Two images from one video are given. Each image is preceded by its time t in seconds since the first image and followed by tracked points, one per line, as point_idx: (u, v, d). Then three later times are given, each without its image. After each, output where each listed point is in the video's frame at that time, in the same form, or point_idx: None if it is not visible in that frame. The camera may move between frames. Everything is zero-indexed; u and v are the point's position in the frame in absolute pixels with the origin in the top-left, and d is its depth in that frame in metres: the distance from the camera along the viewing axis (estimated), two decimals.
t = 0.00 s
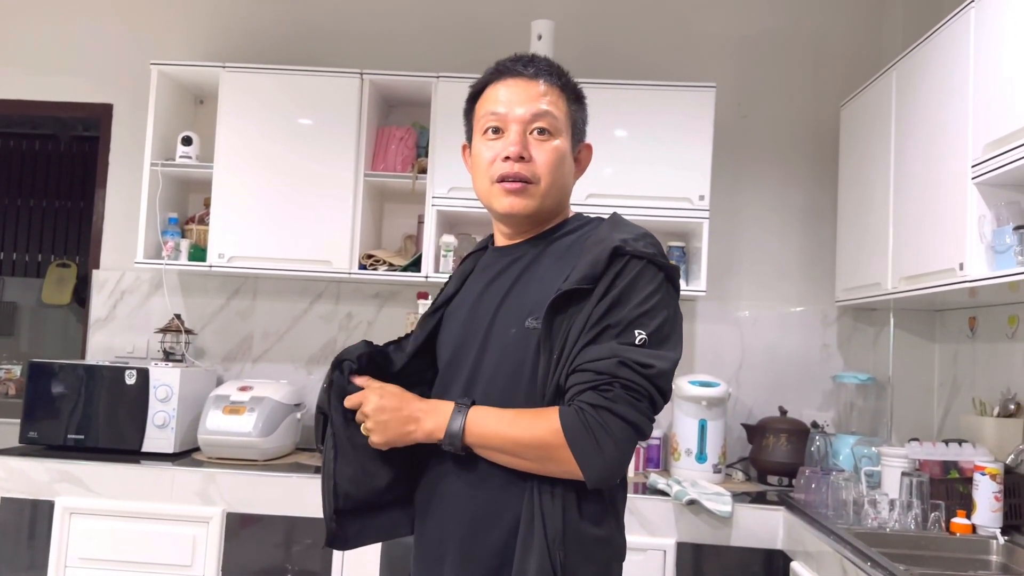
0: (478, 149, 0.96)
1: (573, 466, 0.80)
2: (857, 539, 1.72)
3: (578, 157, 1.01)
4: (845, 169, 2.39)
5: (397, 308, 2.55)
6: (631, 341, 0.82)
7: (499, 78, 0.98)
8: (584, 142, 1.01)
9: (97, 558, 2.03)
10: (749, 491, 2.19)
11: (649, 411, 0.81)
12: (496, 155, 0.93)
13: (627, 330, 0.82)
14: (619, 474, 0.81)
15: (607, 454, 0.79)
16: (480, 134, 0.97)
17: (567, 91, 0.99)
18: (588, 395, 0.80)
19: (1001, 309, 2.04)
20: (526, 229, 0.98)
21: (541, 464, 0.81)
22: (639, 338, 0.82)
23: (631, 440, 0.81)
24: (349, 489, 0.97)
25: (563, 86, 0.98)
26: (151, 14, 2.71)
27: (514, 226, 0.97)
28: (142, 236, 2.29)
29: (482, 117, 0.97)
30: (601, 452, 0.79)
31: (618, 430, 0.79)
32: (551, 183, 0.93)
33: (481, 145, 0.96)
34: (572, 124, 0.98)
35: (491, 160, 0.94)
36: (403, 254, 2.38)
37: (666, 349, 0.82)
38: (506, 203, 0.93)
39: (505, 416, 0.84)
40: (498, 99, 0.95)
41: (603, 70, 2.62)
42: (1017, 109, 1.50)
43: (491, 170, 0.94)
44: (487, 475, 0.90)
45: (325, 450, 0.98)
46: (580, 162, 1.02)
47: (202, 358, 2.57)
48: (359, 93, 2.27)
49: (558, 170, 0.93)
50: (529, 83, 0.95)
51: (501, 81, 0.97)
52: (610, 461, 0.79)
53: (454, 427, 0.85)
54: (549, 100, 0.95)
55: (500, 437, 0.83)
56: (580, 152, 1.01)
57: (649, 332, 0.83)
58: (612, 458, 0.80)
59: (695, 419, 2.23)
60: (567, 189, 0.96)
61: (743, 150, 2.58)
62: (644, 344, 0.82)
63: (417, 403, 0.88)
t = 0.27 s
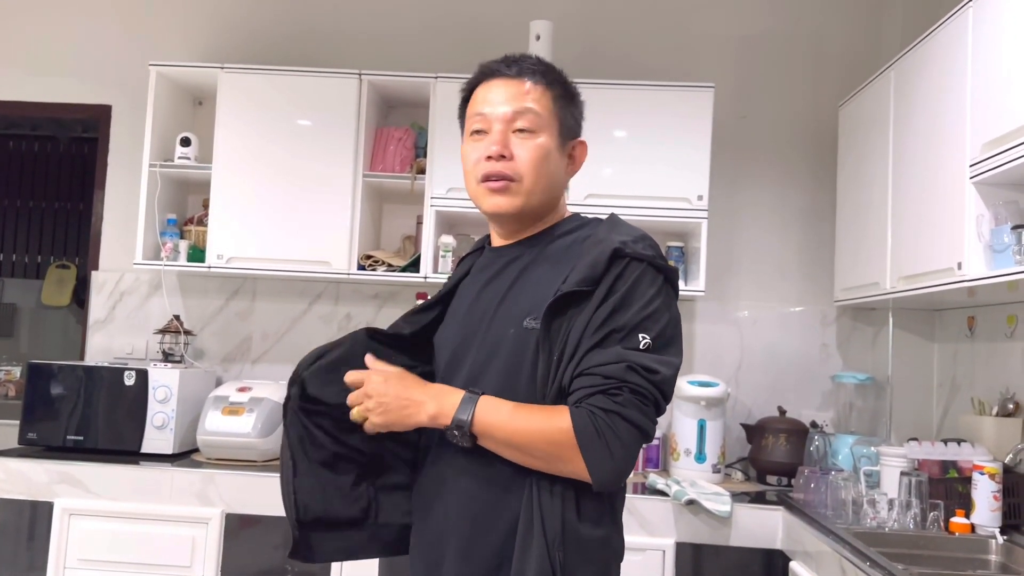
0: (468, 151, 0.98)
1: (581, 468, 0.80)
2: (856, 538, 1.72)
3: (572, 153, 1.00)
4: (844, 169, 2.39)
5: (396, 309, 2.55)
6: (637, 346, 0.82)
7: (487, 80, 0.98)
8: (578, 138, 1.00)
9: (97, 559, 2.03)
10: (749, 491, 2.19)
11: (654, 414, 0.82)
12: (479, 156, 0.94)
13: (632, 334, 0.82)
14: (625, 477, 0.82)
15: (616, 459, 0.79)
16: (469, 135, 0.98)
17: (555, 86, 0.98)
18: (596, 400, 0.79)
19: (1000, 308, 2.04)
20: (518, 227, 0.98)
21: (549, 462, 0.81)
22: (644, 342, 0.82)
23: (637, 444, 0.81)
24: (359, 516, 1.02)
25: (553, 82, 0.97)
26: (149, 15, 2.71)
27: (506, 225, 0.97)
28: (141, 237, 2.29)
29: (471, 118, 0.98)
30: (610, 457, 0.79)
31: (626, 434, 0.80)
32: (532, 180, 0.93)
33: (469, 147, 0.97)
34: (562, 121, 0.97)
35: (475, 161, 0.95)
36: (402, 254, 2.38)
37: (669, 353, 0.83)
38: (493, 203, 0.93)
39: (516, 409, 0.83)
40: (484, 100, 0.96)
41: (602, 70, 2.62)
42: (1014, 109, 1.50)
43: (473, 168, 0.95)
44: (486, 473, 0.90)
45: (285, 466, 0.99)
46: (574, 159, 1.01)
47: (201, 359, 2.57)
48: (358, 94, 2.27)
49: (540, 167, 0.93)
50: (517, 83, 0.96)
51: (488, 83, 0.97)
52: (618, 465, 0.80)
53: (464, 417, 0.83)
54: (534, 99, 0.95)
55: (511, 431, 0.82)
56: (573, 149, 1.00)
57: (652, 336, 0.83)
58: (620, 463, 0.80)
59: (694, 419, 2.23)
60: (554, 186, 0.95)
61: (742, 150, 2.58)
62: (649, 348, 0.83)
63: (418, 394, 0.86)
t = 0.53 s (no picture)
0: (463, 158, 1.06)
1: (565, 478, 0.81)
2: (856, 537, 1.72)
3: (530, 143, 0.92)
4: (843, 169, 2.39)
5: (395, 309, 2.55)
6: (624, 355, 0.82)
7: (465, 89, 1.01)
8: (530, 125, 0.91)
9: (97, 560, 2.04)
10: (748, 491, 2.19)
11: (641, 423, 0.82)
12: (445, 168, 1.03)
13: (621, 342, 0.82)
14: (610, 485, 0.82)
15: (600, 467, 0.80)
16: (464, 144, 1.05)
17: (500, 81, 0.94)
18: (581, 409, 0.80)
19: (998, 307, 2.04)
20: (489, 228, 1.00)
21: (536, 472, 0.82)
22: (632, 350, 0.82)
23: (622, 453, 0.81)
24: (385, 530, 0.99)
25: (500, 77, 0.94)
26: (148, 16, 2.71)
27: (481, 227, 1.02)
28: (140, 238, 2.30)
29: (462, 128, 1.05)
30: (594, 466, 0.79)
31: (610, 443, 0.80)
32: (512, 192, 0.95)
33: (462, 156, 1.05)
34: (502, 115, 0.92)
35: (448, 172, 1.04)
36: (401, 254, 2.38)
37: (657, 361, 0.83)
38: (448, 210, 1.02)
39: (505, 417, 0.84)
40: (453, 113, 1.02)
41: (600, 70, 2.62)
42: (1012, 108, 1.50)
43: (455, 181, 0.97)
44: (482, 478, 0.90)
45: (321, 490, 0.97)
46: (536, 147, 0.92)
47: (201, 360, 2.57)
48: (357, 94, 2.27)
49: (519, 178, 0.94)
50: (495, 87, 0.94)
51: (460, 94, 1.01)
52: (602, 474, 0.80)
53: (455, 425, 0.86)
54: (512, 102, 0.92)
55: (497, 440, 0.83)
56: (527, 137, 0.92)
57: (641, 344, 0.83)
58: (604, 471, 0.80)
59: (693, 419, 2.23)
60: (538, 191, 0.95)
61: (741, 150, 2.58)
62: (637, 357, 0.82)
63: (417, 394, 0.90)
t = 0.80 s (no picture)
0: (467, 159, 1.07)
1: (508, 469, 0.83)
2: (856, 536, 1.72)
3: (506, 144, 0.93)
4: (843, 167, 2.39)
5: (395, 309, 2.55)
6: (568, 342, 0.83)
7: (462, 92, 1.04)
8: (503, 127, 0.93)
9: (98, 561, 2.04)
10: (748, 490, 2.19)
11: (582, 412, 0.81)
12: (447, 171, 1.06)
13: (568, 330, 0.83)
14: (553, 476, 0.81)
15: (537, 454, 0.80)
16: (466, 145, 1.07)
17: (479, 85, 0.95)
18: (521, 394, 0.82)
19: (999, 305, 2.04)
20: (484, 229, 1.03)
21: (486, 458, 0.85)
22: (578, 338, 0.83)
23: (563, 441, 0.81)
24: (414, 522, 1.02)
25: (481, 81, 0.95)
26: (148, 17, 2.71)
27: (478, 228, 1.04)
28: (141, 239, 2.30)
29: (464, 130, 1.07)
30: (530, 451, 0.80)
31: (546, 429, 0.80)
32: (495, 191, 0.96)
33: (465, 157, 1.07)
34: (479, 119, 0.94)
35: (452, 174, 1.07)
36: (401, 254, 2.38)
37: (604, 349, 0.82)
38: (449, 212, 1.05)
39: (466, 400, 0.88)
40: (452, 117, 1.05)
41: (600, 70, 2.62)
42: (1012, 106, 1.50)
43: (445, 190, 1.00)
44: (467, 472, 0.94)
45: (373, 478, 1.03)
46: (513, 148, 0.93)
47: (201, 361, 2.57)
48: (356, 95, 2.28)
49: (499, 177, 0.96)
50: (470, 92, 0.96)
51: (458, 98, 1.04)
52: (540, 461, 0.80)
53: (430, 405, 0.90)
54: (485, 103, 0.94)
55: (458, 422, 0.87)
56: (502, 139, 0.93)
57: (589, 333, 0.83)
58: (542, 459, 0.80)
59: (694, 418, 2.24)
60: (520, 186, 0.96)
61: (741, 149, 2.59)
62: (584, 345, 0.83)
63: (412, 378, 0.93)
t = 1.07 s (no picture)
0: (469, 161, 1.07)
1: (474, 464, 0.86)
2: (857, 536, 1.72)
3: (502, 143, 0.93)
4: (843, 167, 2.39)
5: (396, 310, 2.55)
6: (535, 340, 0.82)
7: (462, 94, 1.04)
8: (500, 125, 0.93)
9: (99, 562, 2.04)
10: (749, 490, 2.19)
11: (543, 411, 0.80)
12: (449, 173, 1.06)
13: (536, 329, 0.82)
14: (514, 475, 0.81)
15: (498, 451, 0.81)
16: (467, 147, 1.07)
17: (477, 85, 0.95)
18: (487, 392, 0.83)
19: (1000, 305, 2.04)
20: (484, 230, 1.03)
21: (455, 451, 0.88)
22: (544, 337, 0.82)
23: (523, 441, 0.80)
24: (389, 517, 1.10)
25: (479, 82, 0.96)
26: (149, 18, 2.71)
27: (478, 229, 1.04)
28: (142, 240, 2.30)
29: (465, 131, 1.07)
30: (490, 448, 0.81)
31: (506, 426, 0.80)
32: (492, 192, 0.96)
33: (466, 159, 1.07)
34: (477, 118, 0.94)
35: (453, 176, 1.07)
36: (402, 255, 2.38)
37: (568, 348, 0.81)
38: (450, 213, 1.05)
39: (446, 394, 0.90)
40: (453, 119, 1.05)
41: (600, 70, 2.62)
42: (1013, 105, 1.50)
43: (443, 191, 1.01)
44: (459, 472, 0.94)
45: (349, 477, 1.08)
46: (510, 147, 0.93)
47: (202, 362, 2.57)
48: (357, 95, 2.28)
49: (495, 177, 0.96)
50: (467, 93, 0.96)
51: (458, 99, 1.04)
52: (499, 457, 0.81)
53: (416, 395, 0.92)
54: (481, 103, 0.94)
55: (435, 413, 0.90)
56: (499, 138, 0.93)
57: (555, 331, 0.82)
58: (502, 457, 0.81)
59: (695, 418, 2.24)
60: (517, 186, 0.96)
61: (741, 149, 2.59)
62: (551, 343, 0.82)
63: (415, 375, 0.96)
